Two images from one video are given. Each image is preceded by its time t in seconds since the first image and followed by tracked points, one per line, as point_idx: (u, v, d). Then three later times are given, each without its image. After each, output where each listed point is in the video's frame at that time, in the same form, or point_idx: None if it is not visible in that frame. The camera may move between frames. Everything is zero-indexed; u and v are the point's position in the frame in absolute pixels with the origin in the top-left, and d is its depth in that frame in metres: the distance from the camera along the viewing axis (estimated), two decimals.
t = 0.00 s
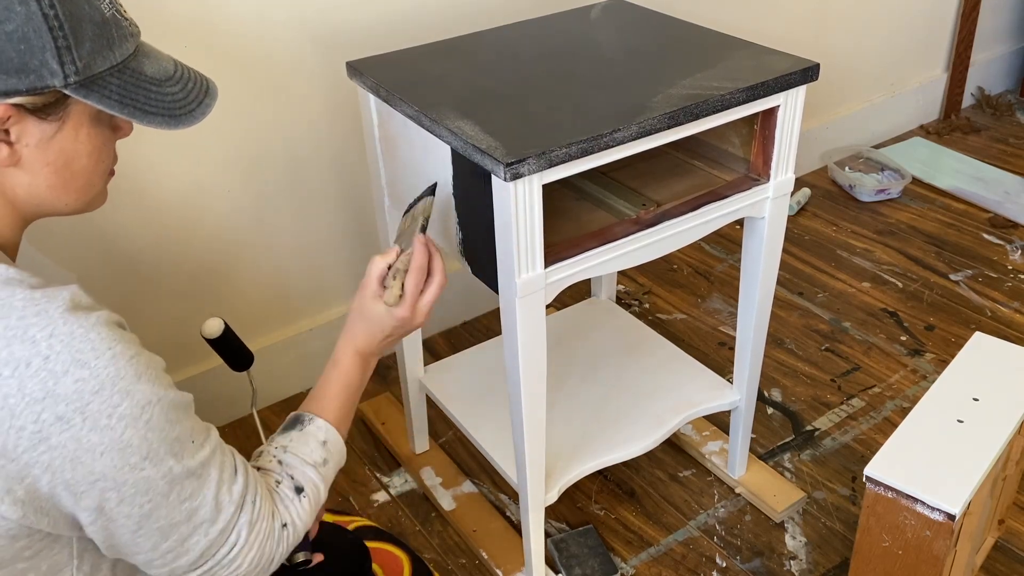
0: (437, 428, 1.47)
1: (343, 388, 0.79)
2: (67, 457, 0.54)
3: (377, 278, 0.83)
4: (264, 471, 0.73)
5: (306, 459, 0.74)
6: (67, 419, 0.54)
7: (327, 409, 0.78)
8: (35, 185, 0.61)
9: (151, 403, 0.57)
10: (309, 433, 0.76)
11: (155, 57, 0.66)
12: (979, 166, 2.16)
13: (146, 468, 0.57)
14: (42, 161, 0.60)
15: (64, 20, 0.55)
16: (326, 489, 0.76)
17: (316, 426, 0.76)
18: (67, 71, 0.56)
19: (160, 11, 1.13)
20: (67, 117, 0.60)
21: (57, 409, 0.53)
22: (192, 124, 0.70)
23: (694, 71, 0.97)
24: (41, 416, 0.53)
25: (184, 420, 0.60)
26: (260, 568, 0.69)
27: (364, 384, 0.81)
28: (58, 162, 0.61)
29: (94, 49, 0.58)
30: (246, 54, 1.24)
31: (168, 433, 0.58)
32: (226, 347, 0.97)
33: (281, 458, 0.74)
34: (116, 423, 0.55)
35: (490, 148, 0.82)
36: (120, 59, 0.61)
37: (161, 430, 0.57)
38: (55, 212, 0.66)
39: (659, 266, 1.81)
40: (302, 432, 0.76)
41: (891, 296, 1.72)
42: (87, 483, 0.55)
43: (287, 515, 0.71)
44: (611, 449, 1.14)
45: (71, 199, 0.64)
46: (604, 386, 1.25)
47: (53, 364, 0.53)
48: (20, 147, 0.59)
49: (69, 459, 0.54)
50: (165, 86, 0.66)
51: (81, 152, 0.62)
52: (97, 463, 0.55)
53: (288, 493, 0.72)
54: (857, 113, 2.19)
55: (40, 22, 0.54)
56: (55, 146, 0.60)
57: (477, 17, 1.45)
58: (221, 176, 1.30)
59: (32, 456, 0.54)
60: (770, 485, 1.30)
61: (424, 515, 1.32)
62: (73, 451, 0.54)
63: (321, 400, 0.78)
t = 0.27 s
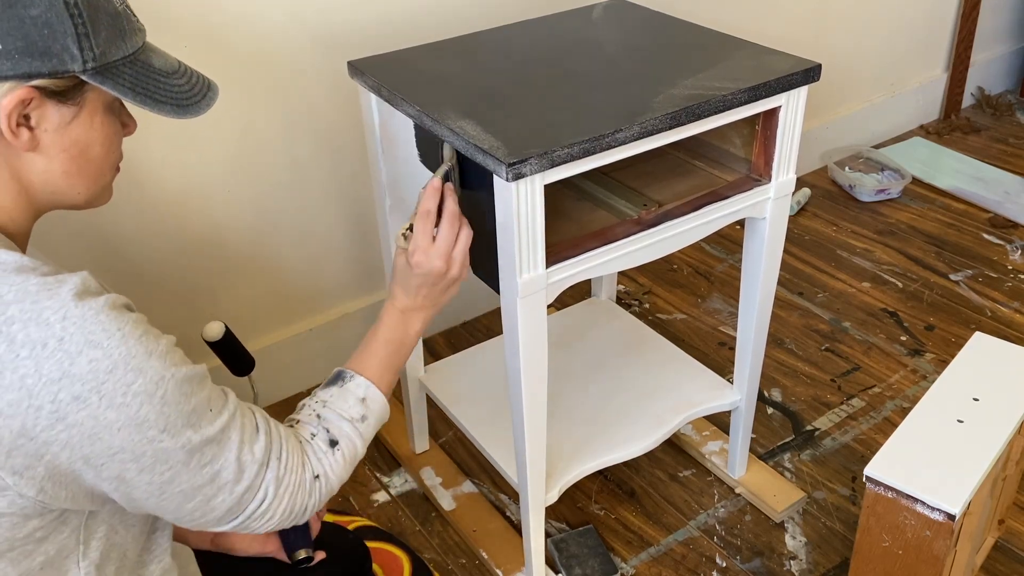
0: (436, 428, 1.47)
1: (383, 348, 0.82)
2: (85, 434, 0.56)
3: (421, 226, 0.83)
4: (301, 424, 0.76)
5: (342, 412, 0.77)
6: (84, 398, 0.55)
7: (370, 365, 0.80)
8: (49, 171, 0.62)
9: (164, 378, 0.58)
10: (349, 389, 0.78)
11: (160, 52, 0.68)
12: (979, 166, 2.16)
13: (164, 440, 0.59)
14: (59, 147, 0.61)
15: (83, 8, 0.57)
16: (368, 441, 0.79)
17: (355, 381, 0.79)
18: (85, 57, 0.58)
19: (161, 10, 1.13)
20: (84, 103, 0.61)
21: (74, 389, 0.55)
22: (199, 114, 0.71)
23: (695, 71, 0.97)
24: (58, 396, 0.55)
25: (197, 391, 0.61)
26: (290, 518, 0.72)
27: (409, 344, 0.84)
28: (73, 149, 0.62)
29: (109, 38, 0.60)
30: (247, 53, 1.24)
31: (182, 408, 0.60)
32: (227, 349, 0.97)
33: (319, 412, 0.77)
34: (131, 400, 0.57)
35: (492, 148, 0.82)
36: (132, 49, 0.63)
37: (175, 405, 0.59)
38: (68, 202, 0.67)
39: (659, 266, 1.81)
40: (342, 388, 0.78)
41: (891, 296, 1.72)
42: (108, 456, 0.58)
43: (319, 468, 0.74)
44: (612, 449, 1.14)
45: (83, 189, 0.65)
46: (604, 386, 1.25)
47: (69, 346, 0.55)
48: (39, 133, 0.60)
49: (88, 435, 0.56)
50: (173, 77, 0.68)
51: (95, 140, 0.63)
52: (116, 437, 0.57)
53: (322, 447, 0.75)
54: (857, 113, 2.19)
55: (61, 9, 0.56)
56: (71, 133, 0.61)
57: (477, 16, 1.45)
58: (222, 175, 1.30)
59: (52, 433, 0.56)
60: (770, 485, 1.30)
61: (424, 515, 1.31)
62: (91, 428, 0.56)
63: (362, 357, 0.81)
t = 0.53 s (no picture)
0: (436, 428, 1.47)
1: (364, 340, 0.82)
2: (113, 408, 0.58)
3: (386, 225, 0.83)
4: (277, 410, 0.77)
5: (318, 400, 0.77)
6: (113, 374, 0.57)
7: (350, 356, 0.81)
8: (54, 166, 0.62)
9: (184, 358, 0.60)
10: (326, 378, 0.79)
11: (168, 55, 0.69)
12: (979, 166, 2.16)
13: (180, 417, 0.61)
14: (64, 144, 0.62)
15: (89, 11, 0.58)
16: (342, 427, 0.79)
17: (331, 371, 0.79)
18: (90, 56, 0.58)
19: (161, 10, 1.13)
20: (89, 102, 0.62)
21: (104, 365, 0.57)
22: (204, 116, 0.71)
23: (695, 71, 0.97)
24: (90, 371, 0.57)
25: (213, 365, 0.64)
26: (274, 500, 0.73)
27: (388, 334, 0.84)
28: (78, 146, 0.62)
29: (115, 40, 0.61)
30: (247, 53, 1.24)
31: (201, 383, 0.62)
32: (226, 353, 0.97)
33: (294, 398, 0.77)
34: (156, 377, 0.59)
35: (492, 148, 0.82)
36: (138, 51, 0.63)
37: (195, 381, 0.61)
38: (75, 199, 0.67)
39: (659, 266, 1.81)
40: (318, 376, 0.79)
41: (891, 296, 1.72)
42: (130, 432, 0.59)
43: (299, 451, 0.74)
44: (612, 449, 1.14)
45: (88, 186, 0.65)
46: (604, 386, 1.25)
47: (98, 324, 0.57)
48: (45, 130, 0.60)
49: (114, 410, 0.58)
50: (178, 79, 0.68)
51: (100, 138, 0.63)
52: (140, 413, 0.59)
53: (300, 432, 0.75)
54: (857, 113, 2.19)
55: (66, 11, 0.57)
56: (77, 130, 0.62)
57: (477, 16, 1.45)
58: (222, 175, 1.30)
59: (81, 408, 0.57)
60: (770, 485, 1.30)
61: (424, 515, 1.31)
62: (118, 403, 0.58)
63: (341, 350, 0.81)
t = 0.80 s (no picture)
0: (436, 428, 1.47)
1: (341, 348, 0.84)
2: (108, 424, 0.59)
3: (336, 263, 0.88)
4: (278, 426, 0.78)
5: (314, 413, 0.79)
6: (107, 390, 0.58)
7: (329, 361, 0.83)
8: (82, 191, 0.65)
9: (177, 374, 0.61)
10: (313, 395, 0.80)
11: (207, 84, 0.71)
12: (979, 166, 2.17)
13: (178, 430, 0.61)
14: (87, 173, 0.64)
15: (119, 50, 0.61)
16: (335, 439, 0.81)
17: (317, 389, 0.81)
18: (116, 97, 0.61)
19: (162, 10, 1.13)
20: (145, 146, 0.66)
21: (99, 382, 0.58)
22: (238, 149, 0.74)
23: (695, 71, 0.97)
24: (84, 387, 0.57)
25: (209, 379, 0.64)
26: (290, 512, 0.73)
27: (359, 343, 0.86)
28: (100, 175, 0.65)
29: (145, 76, 0.63)
30: (248, 53, 1.24)
31: (195, 398, 0.62)
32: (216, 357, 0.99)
33: (292, 412, 0.79)
34: (149, 393, 0.59)
35: (492, 148, 0.82)
36: (172, 85, 0.66)
37: (188, 397, 0.62)
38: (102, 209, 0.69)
39: (658, 266, 1.81)
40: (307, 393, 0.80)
41: (891, 296, 1.72)
42: (127, 443, 0.60)
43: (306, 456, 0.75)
44: (612, 449, 1.14)
45: (112, 205, 0.68)
46: (604, 386, 1.25)
47: (95, 342, 0.58)
48: (69, 159, 0.63)
49: (110, 423, 0.59)
50: (212, 112, 0.71)
51: (127, 167, 0.66)
52: (135, 426, 0.59)
53: (305, 438, 0.77)
54: (857, 113, 2.19)
55: (96, 53, 0.60)
56: (101, 161, 0.64)
57: (477, 17, 1.45)
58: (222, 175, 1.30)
59: (77, 422, 0.58)
60: (770, 485, 1.30)
61: (424, 516, 1.31)
62: (112, 416, 0.59)
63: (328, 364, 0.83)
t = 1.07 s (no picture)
0: (437, 428, 1.47)
1: None
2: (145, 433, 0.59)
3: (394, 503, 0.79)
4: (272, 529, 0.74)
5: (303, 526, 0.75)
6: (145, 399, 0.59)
7: None
8: (185, 233, 0.66)
9: (216, 394, 0.61)
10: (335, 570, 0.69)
11: (340, 156, 0.68)
12: (979, 166, 2.16)
13: (227, 452, 0.61)
14: (191, 218, 0.64)
15: (237, 106, 0.59)
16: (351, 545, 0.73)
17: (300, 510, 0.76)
18: (225, 154, 0.60)
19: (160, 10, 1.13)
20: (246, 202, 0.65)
21: (136, 391, 0.59)
22: (351, 228, 0.70)
23: (694, 71, 0.97)
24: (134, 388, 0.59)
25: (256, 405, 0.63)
26: None
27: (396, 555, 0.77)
28: (204, 223, 0.65)
29: (264, 138, 0.61)
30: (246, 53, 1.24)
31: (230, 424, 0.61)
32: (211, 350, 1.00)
33: None
34: (187, 405, 0.60)
35: (491, 148, 0.82)
36: (292, 151, 0.63)
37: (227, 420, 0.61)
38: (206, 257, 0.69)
39: (658, 266, 1.81)
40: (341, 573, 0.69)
41: (891, 296, 1.72)
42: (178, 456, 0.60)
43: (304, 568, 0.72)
44: (612, 449, 1.14)
45: (217, 252, 0.68)
46: (604, 386, 1.25)
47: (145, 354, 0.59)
48: (173, 204, 0.63)
49: (162, 431, 0.59)
50: (333, 187, 0.67)
51: (230, 220, 0.66)
52: (183, 436, 0.60)
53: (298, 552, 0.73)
54: (857, 113, 2.19)
55: (211, 105, 0.58)
56: (205, 210, 0.64)
57: (477, 17, 1.45)
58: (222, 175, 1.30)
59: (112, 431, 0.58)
60: (770, 485, 1.30)
61: (424, 516, 1.31)
62: (165, 423, 0.59)
63: None
